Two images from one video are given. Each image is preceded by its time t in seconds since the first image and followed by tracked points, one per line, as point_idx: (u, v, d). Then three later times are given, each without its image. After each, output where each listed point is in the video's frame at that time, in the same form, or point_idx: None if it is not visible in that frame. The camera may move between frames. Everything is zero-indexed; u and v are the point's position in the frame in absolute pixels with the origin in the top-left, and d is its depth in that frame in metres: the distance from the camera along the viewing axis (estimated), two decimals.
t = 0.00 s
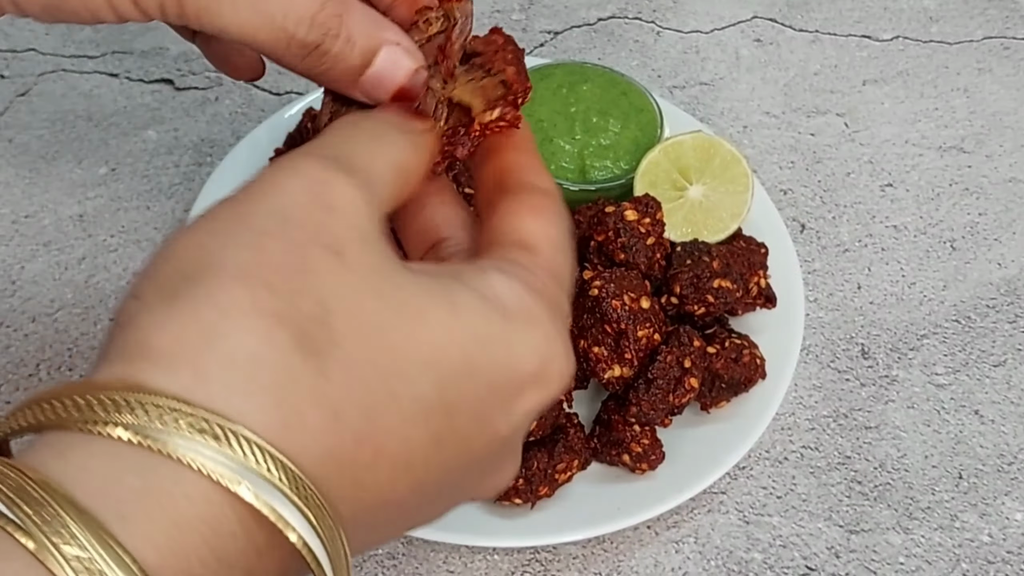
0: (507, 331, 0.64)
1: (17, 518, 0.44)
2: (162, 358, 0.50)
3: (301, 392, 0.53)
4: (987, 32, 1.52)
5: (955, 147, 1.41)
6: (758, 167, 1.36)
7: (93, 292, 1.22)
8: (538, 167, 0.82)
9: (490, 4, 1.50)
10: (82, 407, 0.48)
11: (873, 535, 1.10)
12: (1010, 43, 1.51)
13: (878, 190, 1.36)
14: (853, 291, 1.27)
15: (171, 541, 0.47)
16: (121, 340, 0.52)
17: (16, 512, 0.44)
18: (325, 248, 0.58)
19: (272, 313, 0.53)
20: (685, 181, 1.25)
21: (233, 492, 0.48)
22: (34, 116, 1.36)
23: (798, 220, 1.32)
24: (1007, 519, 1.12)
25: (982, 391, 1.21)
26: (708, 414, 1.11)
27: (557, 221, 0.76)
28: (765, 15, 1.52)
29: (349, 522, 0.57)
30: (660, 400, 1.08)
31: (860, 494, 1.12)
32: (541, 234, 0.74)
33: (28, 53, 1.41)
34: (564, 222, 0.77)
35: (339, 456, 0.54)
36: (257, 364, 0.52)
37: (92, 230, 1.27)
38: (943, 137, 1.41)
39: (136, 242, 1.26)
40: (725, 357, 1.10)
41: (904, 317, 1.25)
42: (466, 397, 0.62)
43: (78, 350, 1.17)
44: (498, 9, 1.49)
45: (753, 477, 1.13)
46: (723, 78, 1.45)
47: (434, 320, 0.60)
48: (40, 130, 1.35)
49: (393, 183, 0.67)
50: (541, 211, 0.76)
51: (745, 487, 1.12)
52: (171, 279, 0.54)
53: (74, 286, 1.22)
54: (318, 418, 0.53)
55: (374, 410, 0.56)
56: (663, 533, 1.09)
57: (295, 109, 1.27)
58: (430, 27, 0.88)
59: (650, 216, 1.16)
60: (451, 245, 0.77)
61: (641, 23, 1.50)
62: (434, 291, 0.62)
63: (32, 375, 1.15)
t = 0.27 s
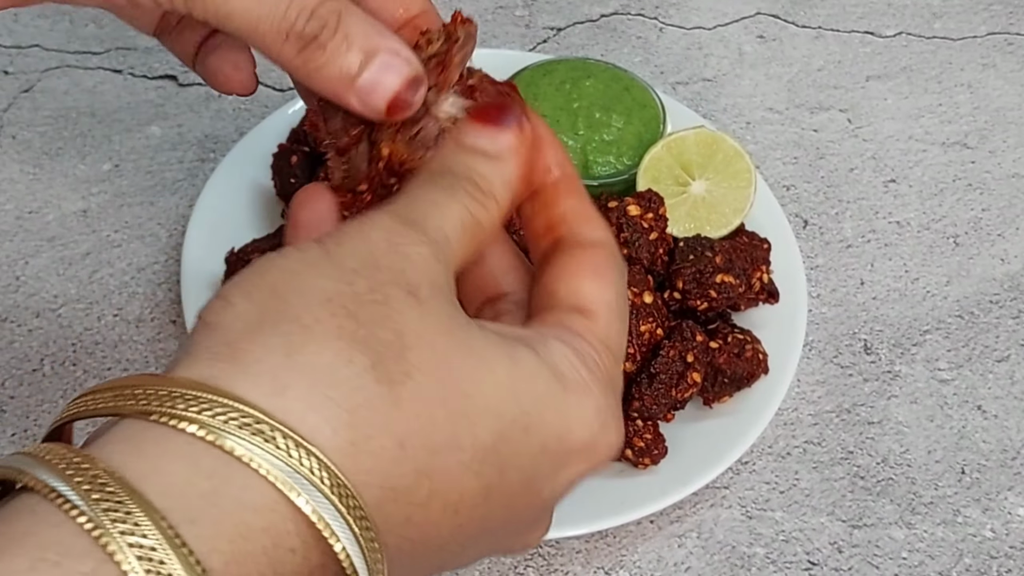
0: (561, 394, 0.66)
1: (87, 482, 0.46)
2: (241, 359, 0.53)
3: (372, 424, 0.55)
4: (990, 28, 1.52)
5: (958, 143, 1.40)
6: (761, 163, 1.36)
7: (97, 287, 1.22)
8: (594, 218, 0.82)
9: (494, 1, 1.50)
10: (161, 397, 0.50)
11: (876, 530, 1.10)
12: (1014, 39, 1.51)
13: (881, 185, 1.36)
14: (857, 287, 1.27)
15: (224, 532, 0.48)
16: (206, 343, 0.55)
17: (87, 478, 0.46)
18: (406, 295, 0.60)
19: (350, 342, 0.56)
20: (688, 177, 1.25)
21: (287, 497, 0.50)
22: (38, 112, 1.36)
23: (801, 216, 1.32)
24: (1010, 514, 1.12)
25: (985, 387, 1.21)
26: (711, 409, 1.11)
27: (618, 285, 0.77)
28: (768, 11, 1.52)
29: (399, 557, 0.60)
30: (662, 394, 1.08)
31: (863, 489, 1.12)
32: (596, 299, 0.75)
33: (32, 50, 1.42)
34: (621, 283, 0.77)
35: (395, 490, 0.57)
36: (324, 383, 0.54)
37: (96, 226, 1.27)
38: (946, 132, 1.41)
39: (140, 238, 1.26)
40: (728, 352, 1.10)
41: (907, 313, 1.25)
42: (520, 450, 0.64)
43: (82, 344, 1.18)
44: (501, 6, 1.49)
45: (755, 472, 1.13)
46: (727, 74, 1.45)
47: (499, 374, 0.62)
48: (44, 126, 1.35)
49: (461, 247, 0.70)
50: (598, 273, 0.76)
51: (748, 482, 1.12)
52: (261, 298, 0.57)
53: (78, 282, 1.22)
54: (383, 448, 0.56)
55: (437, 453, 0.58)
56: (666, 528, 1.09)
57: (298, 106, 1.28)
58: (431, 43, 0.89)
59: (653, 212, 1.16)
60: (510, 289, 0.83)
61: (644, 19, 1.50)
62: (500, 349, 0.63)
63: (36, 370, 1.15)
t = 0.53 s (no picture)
0: (565, 457, 0.70)
1: (106, 482, 0.50)
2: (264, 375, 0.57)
3: (388, 468, 0.59)
4: (991, 30, 1.52)
5: (959, 144, 1.41)
6: (763, 164, 1.37)
7: (99, 287, 1.22)
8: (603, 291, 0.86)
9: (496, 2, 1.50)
10: (175, 406, 0.54)
11: (877, 531, 1.10)
12: (1015, 41, 1.51)
13: (883, 187, 1.36)
14: (858, 288, 1.27)
15: (226, 537, 0.52)
16: (239, 359, 0.58)
17: (105, 477, 0.50)
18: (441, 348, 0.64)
19: (378, 382, 0.60)
20: (690, 177, 1.25)
21: (277, 501, 0.54)
22: (40, 112, 1.36)
23: (803, 217, 1.32)
24: (1012, 515, 1.12)
25: (987, 388, 1.21)
26: (713, 409, 1.11)
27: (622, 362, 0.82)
28: (769, 12, 1.53)
29: None
30: (665, 394, 1.08)
31: (865, 491, 1.12)
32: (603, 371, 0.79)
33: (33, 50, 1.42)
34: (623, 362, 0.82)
35: (397, 529, 0.60)
36: (340, 411, 0.58)
37: (98, 227, 1.27)
38: (947, 134, 1.42)
39: (142, 238, 1.26)
40: (729, 352, 1.11)
41: (909, 314, 1.25)
42: (518, 506, 0.68)
43: (85, 345, 1.18)
44: (502, 7, 1.49)
45: (757, 472, 1.13)
46: (728, 76, 1.45)
47: (514, 433, 0.66)
48: (45, 126, 1.35)
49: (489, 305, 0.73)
50: (609, 351, 0.81)
51: (749, 483, 1.12)
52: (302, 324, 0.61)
53: (80, 282, 1.22)
54: (396, 493, 0.59)
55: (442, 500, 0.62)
56: (668, 528, 1.09)
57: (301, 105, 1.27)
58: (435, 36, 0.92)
59: (655, 212, 1.16)
60: (517, 330, 0.86)
61: (645, 21, 1.50)
62: (519, 413, 0.68)
63: (39, 371, 1.15)
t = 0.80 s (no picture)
0: (574, 502, 0.69)
1: (110, 511, 0.51)
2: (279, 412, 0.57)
3: (390, 511, 0.59)
4: (994, 29, 1.52)
5: (962, 144, 1.40)
6: (764, 165, 1.36)
7: (100, 288, 1.22)
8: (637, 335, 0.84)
9: (497, 3, 1.49)
10: (180, 438, 0.54)
11: (880, 533, 1.09)
12: (1018, 41, 1.51)
13: (885, 187, 1.36)
14: (860, 289, 1.27)
15: (226, 569, 0.53)
16: (258, 388, 0.58)
17: (109, 506, 0.51)
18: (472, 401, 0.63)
19: (395, 431, 0.60)
20: (691, 178, 1.25)
21: (269, 535, 0.54)
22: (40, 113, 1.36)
23: (805, 218, 1.32)
24: (1015, 517, 1.11)
25: (989, 389, 1.20)
26: (715, 411, 1.11)
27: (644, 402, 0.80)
28: (771, 12, 1.52)
29: None
30: (665, 396, 1.08)
31: (867, 492, 1.12)
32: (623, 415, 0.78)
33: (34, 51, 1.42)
34: (646, 407, 0.80)
35: (398, 567, 0.61)
36: (350, 454, 0.58)
37: (98, 228, 1.27)
38: (949, 134, 1.41)
39: (142, 239, 1.26)
40: (731, 354, 1.10)
41: (911, 315, 1.25)
42: (520, 543, 0.68)
43: (85, 346, 1.18)
44: (504, 7, 1.49)
45: (758, 474, 1.13)
46: (729, 76, 1.45)
47: (530, 481, 0.65)
48: (46, 127, 1.35)
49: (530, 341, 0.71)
50: (632, 394, 0.79)
51: (750, 484, 1.12)
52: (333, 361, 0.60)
53: (81, 283, 1.22)
54: (398, 535, 0.60)
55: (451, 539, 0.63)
56: (669, 530, 1.09)
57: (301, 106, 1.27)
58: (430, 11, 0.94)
59: (656, 213, 1.15)
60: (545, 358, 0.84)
61: (647, 21, 1.50)
62: (537, 452, 0.66)
63: (39, 371, 1.16)
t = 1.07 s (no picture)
0: (546, 469, 0.69)
1: (60, 481, 0.51)
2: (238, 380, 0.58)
3: (352, 483, 0.60)
4: (994, 29, 1.52)
5: (961, 144, 1.40)
6: (763, 165, 1.36)
7: (98, 289, 1.22)
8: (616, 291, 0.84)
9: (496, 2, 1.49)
10: (133, 408, 0.54)
11: (877, 534, 1.10)
12: (1017, 40, 1.51)
13: (883, 187, 1.36)
14: (859, 289, 1.27)
15: (182, 539, 0.53)
16: (216, 359, 0.59)
17: (59, 477, 0.51)
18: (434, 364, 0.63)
19: (356, 400, 0.60)
20: (690, 179, 1.25)
21: (227, 505, 0.54)
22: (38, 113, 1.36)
23: (804, 218, 1.32)
24: (1012, 518, 1.12)
25: (987, 390, 1.21)
26: (714, 412, 1.11)
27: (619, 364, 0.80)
28: (770, 12, 1.52)
29: None
30: (665, 398, 1.07)
31: (864, 493, 1.12)
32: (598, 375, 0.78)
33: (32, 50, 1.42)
34: (619, 359, 0.80)
35: (364, 540, 0.62)
36: (311, 424, 0.59)
37: (97, 228, 1.27)
38: (949, 134, 1.41)
39: (141, 239, 1.26)
40: (730, 355, 1.10)
41: (909, 315, 1.25)
42: (494, 512, 0.69)
43: (83, 347, 1.18)
44: (503, 7, 1.49)
45: (756, 475, 1.13)
46: (729, 75, 1.45)
47: (499, 449, 0.65)
48: (44, 127, 1.35)
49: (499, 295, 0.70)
50: (603, 347, 0.79)
51: (748, 485, 1.12)
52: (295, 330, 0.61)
53: (79, 283, 1.22)
54: (362, 506, 0.61)
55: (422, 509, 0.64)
56: (667, 531, 1.09)
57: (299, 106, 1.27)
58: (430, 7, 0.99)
59: (655, 214, 1.15)
60: (520, 311, 0.87)
61: (647, 20, 1.50)
62: (504, 412, 0.66)
63: (38, 373, 1.15)
